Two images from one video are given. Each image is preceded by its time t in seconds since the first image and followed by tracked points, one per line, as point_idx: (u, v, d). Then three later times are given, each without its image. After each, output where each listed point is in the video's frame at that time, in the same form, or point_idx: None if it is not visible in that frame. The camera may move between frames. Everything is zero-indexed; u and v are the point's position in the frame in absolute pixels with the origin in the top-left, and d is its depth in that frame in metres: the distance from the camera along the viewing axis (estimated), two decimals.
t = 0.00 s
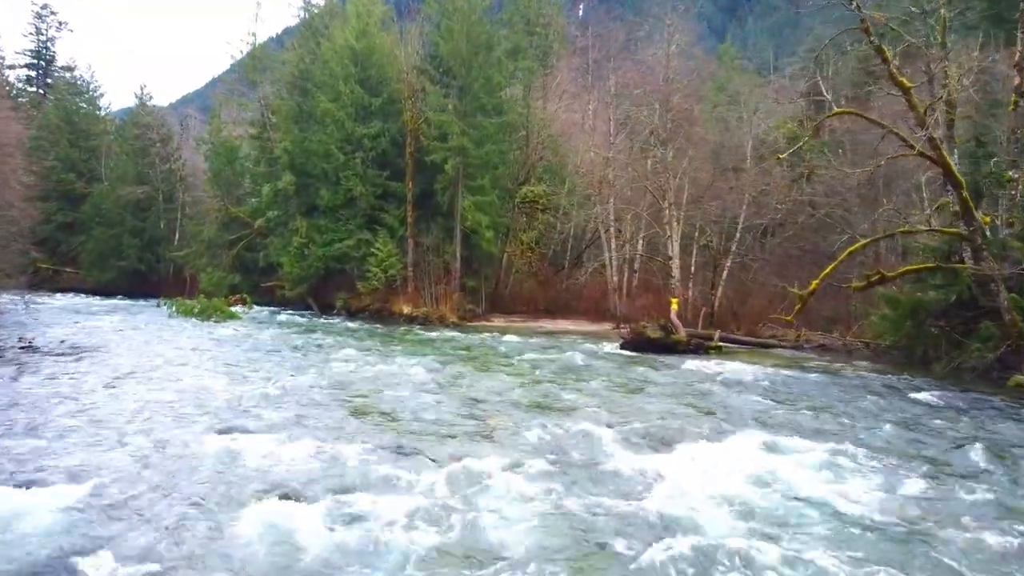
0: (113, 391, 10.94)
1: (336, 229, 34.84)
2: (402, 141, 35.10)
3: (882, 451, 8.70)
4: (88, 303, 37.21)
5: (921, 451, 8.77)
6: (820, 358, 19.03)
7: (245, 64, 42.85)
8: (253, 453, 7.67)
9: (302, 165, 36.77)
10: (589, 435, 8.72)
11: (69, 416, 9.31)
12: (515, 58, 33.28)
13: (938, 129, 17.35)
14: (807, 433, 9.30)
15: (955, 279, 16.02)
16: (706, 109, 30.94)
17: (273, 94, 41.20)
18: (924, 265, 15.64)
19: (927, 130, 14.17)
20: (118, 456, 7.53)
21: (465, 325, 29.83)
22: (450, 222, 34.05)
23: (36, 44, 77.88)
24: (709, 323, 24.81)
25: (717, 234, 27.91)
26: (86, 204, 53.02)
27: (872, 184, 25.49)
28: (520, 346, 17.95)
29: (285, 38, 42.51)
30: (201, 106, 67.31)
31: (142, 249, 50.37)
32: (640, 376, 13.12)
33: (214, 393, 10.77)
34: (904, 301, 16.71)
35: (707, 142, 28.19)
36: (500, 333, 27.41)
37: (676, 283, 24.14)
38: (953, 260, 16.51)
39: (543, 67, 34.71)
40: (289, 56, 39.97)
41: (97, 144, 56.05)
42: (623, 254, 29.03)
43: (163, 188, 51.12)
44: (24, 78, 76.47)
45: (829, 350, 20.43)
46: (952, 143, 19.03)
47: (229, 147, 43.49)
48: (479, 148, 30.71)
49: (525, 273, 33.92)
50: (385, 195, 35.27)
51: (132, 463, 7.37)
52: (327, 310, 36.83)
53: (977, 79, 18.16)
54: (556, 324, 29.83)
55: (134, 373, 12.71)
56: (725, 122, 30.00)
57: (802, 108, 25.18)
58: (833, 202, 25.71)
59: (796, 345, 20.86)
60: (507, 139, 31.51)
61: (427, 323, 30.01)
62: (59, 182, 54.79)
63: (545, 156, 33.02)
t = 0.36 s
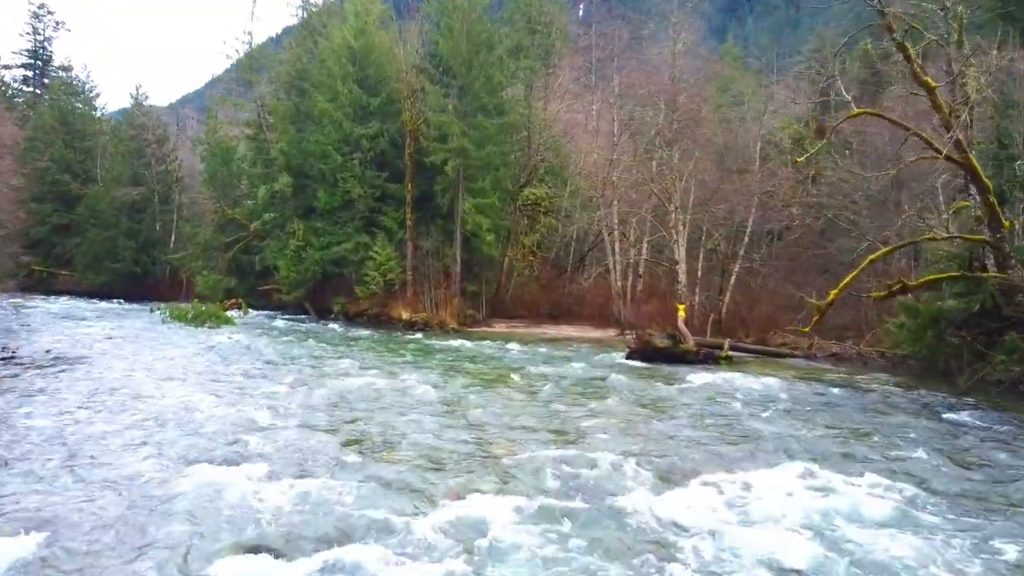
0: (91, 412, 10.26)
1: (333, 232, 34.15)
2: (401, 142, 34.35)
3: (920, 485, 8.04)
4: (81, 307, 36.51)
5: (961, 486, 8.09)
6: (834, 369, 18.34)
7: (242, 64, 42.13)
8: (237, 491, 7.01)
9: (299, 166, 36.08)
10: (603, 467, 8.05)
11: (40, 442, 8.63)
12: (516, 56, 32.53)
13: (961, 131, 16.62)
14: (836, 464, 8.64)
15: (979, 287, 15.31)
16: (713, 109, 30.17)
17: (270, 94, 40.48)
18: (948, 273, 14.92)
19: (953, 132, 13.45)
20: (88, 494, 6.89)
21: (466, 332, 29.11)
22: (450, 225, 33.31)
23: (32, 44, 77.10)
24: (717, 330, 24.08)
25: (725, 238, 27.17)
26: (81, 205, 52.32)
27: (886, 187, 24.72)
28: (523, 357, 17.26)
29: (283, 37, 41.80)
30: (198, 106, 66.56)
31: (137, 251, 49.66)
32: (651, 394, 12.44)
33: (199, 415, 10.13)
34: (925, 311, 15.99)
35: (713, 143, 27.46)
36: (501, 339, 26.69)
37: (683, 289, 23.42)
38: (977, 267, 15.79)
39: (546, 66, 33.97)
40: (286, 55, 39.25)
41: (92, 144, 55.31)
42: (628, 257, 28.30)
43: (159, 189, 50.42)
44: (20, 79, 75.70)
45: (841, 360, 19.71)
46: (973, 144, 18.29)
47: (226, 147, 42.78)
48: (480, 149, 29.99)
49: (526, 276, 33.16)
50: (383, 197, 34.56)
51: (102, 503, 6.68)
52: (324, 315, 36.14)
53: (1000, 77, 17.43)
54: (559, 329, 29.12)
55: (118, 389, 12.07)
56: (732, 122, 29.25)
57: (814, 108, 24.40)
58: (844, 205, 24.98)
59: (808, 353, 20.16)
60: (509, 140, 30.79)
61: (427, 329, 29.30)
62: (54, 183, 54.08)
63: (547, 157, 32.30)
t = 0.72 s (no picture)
0: (65, 442, 9.56)
1: (331, 236, 33.43)
2: (400, 144, 33.61)
3: (966, 536, 7.37)
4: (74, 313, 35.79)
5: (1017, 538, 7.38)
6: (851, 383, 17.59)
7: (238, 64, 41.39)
8: (218, 547, 6.39)
9: (295, 169, 35.34)
10: (625, 519, 7.31)
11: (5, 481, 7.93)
12: (517, 57, 31.75)
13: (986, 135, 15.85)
14: (866, 509, 7.98)
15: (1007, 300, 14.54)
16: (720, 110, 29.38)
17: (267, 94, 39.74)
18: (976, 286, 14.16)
19: (984, 138, 12.69)
20: (52, 550, 6.26)
21: (467, 340, 28.30)
22: (450, 229, 32.53)
23: (29, 43, 76.35)
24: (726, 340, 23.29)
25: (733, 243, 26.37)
26: (75, 207, 51.54)
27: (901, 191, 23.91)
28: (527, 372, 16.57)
29: (280, 37, 41.06)
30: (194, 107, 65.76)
31: (132, 254, 48.89)
32: (663, 419, 11.73)
33: (180, 445, 9.44)
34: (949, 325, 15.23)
35: (721, 145, 26.69)
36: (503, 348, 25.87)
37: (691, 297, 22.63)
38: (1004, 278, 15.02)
39: (547, 66, 33.20)
40: (283, 55, 38.52)
41: (87, 146, 54.49)
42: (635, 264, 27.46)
43: (155, 191, 49.65)
44: (16, 79, 74.91)
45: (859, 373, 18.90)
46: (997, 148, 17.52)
47: (222, 149, 42.02)
48: (481, 151, 29.24)
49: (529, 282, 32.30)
50: (382, 201, 33.83)
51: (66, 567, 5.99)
52: (321, 321, 35.35)
53: None
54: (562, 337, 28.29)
55: (97, 412, 11.39)
56: (738, 125, 28.49)
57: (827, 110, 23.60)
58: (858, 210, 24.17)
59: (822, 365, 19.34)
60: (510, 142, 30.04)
61: (427, 337, 28.50)
62: (48, 184, 53.30)
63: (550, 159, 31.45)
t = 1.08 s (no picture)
0: (35, 475, 8.82)
1: (328, 240, 32.69)
2: (399, 147, 32.87)
3: None
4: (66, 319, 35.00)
5: None
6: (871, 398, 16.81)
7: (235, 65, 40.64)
8: None
9: (292, 171, 34.60)
10: None
11: None
12: (519, 57, 31.00)
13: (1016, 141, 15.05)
14: (912, 561, 7.23)
15: None
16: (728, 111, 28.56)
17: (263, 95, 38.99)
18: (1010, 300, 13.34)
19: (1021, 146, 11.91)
20: None
21: (468, 348, 27.49)
22: (451, 233, 31.74)
23: (25, 43, 75.67)
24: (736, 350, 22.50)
25: (742, 249, 25.55)
26: (70, 210, 50.75)
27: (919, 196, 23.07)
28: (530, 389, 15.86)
29: (277, 37, 40.34)
30: (191, 109, 64.98)
31: (128, 258, 48.09)
32: (675, 446, 11.03)
33: (158, 479, 8.76)
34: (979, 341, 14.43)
35: (729, 147, 25.87)
36: (504, 357, 25.09)
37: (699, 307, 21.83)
38: None
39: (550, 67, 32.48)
40: (280, 56, 37.81)
41: (82, 147, 53.76)
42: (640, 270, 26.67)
43: (151, 194, 48.86)
44: (13, 79, 74.24)
45: (877, 388, 18.11)
46: None
47: (218, 151, 41.29)
48: (482, 154, 28.49)
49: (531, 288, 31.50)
50: (380, 205, 33.09)
51: None
52: (319, 327, 34.56)
53: None
54: (566, 346, 27.52)
55: (73, 436, 10.70)
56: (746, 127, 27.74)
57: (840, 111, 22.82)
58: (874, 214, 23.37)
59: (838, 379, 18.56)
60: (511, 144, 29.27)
61: (426, 345, 27.70)
62: (42, 186, 52.49)
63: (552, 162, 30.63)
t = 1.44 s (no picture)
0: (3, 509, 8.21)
1: (326, 244, 32.07)
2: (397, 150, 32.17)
3: None
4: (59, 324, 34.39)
5: None
6: (887, 413, 16.19)
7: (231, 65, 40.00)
8: None
9: (288, 173, 33.97)
10: None
11: None
12: (521, 57, 30.38)
13: None
14: None
15: None
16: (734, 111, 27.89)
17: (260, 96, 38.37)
18: None
19: None
20: None
21: (469, 356, 26.85)
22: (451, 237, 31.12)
23: (23, 43, 75.15)
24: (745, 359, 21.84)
25: (750, 254, 24.88)
26: (65, 212, 50.14)
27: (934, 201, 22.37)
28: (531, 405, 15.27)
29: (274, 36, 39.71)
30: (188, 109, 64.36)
31: (123, 261, 47.48)
32: (683, 472, 10.46)
33: (136, 512, 8.19)
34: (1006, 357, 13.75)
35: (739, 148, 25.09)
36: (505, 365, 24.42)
37: (707, 314, 21.13)
38: None
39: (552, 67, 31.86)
40: (277, 55, 37.18)
41: (78, 148, 53.12)
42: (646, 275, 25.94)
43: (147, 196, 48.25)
44: (10, 79, 73.69)
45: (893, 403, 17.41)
46: None
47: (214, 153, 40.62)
48: (483, 157, 27.86)
49: (533, 293, 30.81)
50: (379, 208, 32.49)
51: None
52: (317, 333, 33.97)
53: None
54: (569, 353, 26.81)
55: (50, 459, 10.14)
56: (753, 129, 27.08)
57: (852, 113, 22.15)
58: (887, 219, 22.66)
59: (853, 392, 17.87)
60: (513, 146, 28.63)
61: (426, 353, 27.04)
62: (38, 188, 51.87)
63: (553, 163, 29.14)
